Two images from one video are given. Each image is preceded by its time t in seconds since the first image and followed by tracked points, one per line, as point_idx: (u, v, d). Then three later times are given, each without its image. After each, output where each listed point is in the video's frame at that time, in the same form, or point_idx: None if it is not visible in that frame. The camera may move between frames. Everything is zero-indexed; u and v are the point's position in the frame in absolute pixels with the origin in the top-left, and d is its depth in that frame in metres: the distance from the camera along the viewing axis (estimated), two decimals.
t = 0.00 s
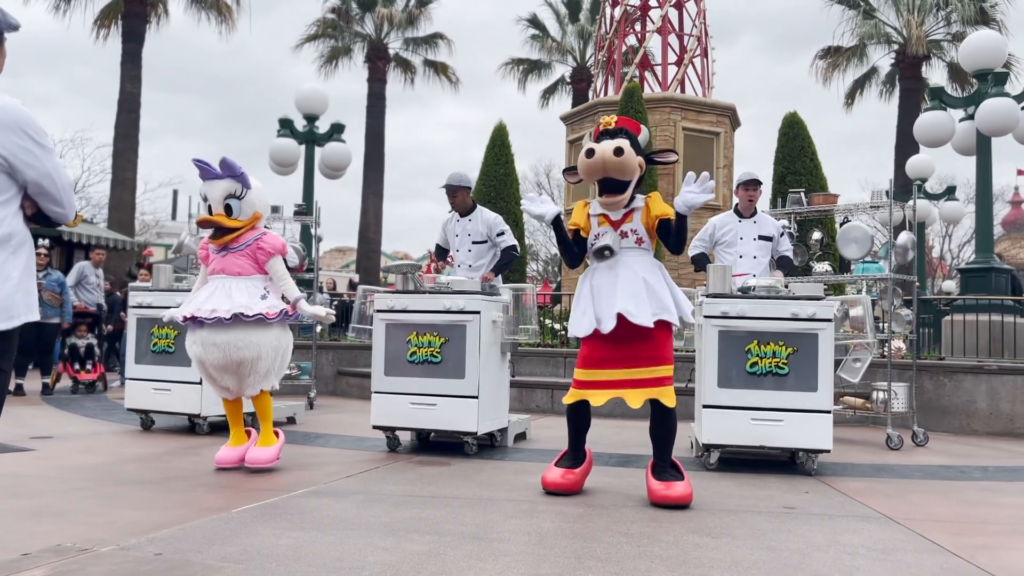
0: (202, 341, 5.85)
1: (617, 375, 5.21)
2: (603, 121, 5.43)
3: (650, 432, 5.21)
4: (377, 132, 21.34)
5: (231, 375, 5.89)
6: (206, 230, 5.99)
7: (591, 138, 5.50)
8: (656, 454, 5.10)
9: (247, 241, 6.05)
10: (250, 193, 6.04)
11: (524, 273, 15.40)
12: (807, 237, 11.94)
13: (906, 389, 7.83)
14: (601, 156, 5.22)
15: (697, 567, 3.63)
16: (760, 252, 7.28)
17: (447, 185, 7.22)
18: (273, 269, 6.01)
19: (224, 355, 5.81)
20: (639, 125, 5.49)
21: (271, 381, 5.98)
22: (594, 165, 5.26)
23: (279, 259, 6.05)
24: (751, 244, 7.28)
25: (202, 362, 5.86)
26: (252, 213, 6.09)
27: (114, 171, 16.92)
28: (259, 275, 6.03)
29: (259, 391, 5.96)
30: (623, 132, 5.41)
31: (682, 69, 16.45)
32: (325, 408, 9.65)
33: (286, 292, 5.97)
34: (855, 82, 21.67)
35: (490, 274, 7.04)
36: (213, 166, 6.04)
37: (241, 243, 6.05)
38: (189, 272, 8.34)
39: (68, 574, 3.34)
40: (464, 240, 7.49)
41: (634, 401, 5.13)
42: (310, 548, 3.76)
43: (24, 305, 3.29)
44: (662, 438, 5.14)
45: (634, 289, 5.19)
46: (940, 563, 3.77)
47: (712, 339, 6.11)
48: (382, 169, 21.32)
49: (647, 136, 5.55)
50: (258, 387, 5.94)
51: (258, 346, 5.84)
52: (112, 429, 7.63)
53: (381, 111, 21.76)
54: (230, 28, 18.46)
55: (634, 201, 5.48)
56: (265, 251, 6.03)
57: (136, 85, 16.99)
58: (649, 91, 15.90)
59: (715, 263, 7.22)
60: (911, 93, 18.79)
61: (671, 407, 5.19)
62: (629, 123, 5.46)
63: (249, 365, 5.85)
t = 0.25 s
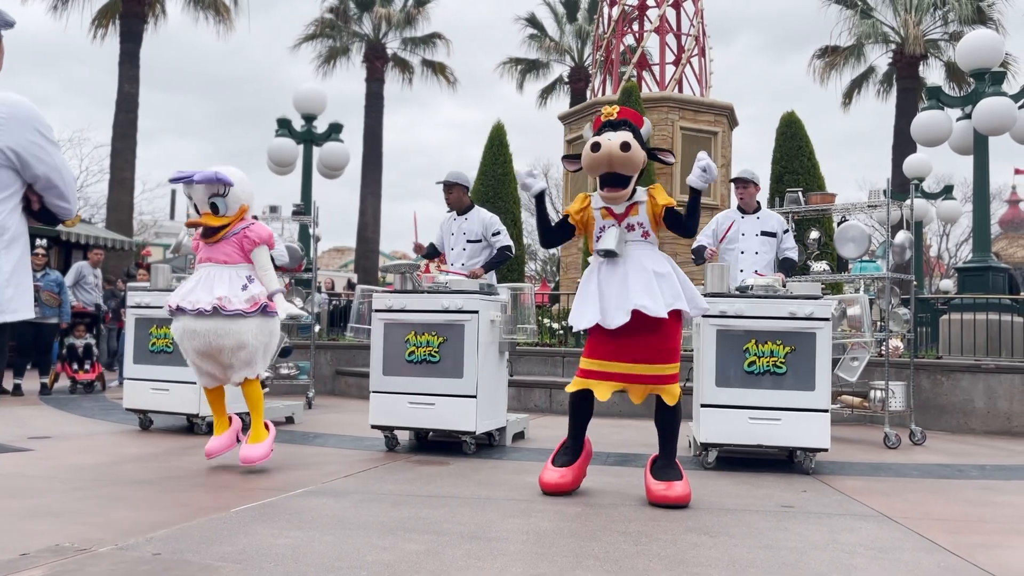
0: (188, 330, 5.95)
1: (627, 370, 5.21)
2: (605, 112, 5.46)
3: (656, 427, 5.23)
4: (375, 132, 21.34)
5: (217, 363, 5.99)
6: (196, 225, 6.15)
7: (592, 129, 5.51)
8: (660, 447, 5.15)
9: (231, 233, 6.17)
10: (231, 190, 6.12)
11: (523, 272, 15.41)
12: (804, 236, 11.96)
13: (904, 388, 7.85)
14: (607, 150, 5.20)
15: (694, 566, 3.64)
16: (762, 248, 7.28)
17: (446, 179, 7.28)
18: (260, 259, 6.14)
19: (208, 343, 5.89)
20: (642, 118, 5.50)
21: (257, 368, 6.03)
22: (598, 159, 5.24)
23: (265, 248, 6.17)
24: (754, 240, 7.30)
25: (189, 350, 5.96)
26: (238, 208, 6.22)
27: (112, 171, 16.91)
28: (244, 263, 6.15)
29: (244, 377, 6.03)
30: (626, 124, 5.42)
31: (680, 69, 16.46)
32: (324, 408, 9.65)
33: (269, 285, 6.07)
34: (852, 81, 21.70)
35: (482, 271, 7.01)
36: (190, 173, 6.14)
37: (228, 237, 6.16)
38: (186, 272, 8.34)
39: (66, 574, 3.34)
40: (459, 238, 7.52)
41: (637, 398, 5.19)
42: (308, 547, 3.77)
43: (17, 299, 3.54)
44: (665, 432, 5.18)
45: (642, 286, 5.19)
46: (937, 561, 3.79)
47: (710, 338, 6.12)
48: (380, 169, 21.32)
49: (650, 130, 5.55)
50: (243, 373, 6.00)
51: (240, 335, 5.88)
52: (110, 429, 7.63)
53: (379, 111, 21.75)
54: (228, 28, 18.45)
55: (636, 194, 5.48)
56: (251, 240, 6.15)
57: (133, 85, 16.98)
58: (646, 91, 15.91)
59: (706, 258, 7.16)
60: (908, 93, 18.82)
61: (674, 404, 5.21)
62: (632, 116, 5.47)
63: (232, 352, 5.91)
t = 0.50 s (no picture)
0: (168, 347, 5.98)
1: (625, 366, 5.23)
2: (587, 125, 5.39)
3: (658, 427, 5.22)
4: (375, 132, 21.35)
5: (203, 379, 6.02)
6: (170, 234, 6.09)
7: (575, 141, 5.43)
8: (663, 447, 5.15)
9: (208, 258, 6.13)
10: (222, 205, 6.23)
11: (522, 272, 15.41)
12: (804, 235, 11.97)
13: (903, 387, 7.85)
14: (595, 159, 5.11)
15: (694, 565, 3.64)
16: (760, 248, 7.29)
17: (438, 183, 7.25)
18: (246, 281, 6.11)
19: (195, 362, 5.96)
20: (626, 130, 5.45)
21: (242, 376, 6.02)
22: (587, 169, 5.14)
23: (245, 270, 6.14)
24: (752, 241, 7.31)
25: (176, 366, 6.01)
26: (218, 226, 6.19)
27: (112, 171, 16.91)
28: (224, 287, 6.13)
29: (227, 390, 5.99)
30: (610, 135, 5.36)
31: (679, 68, 16.46)
32: (323, 408, 9.65)
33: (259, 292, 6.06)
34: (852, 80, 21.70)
35: (479, 271, 7.00)
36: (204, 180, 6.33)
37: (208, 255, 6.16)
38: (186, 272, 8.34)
39: (66, 574, 3.34)
40: (455, 238, 7.52)
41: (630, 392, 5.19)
42: (308, 547, 3.77)
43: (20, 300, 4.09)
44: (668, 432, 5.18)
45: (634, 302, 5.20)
46: (936, 560, 3.79)
47: (709, 337, 6.12)
48: (380, 169, 21.32)
49: (632, 140, 5.51)
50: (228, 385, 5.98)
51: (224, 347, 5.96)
52: (110, 429, 7.63)
53: (379, 110, 21.76)
54: (227, 28, 18.45)
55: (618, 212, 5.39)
56: (228, 265, 6.12)
57: (133, 85, 16.98)
58: (645, 90, 15.91)
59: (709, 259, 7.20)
60: (907, 92, 18.83)
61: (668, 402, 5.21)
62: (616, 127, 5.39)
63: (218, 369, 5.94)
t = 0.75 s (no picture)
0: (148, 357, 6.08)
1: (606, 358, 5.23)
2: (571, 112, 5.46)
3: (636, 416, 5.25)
4: (375, 131, 21.34)
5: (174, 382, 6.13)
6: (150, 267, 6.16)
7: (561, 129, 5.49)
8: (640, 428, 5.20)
9: (185, 279, 6.24)
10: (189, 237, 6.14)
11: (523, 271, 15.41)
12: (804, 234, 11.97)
13: (904, 386, 7.85)
14: (548, 137, 5.06)
15: (694, 564, 3.64)
16: (760, 245, 7.29)
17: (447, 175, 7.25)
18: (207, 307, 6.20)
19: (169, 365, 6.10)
20: (606, 111, 5.45)
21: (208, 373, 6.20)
22: (543, 148, 5.10)
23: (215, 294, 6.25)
24: (752, 237, 7.30)
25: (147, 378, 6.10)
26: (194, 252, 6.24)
27: (112, 171, 16.91)
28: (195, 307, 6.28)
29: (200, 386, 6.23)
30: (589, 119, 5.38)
31: (679, 67, 16.45)
32: (324, 407, 9.66)
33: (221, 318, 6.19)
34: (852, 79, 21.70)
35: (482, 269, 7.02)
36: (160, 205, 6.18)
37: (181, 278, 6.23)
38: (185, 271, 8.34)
39: (66, 574, 3.34)
40: (458, 236, 7.53)
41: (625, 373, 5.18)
42: (309, 547, 3.77)
43: None
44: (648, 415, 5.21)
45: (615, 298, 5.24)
46: (937, 559, 3.79)
47: (709, 336, 6.12)
48: (380, 168, 21.32)
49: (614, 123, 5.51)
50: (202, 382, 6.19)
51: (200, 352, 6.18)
52: (111, 429, 7.63)
53: (379, 110, 21.75)
54: (226, 28, 18.44)
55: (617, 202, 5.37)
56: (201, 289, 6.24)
57: (133, 85, 16.97)
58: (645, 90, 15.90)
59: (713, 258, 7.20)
60: (907, 91, 18.83)
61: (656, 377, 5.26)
62: (597, 111, 5.43)
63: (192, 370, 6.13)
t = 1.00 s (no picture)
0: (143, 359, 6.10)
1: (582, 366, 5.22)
2: (563, 119, 5.44)
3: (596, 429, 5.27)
4: (375, 131, 21.34)
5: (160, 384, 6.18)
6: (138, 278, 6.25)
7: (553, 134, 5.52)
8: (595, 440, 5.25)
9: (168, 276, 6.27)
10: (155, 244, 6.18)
11: (523, 271, 15.42)
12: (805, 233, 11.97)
13: (904, 385, 7.85)
14: (548, 161, 5.08)
15: (695, 563, 3.64)
16: (759, 249, 7.30)
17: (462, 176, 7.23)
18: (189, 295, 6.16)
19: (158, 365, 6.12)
20: (601, 124, 5.47)
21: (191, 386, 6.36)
22: (541, 171, 5.13)
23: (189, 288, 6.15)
24: (750, 241, 7.30)
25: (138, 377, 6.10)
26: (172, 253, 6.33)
27: (112, 171, 16.91)
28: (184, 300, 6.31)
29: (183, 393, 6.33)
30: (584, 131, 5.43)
31: (680, 66, 16.44)
32: (324, 407, 9.66)
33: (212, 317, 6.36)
34: (852, 78, 21.70)
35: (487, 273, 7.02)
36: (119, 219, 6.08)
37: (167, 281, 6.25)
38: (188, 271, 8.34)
39: (67, 574, 3.34)
40: (464, 237, 7.53)
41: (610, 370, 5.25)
42: (309, 547, 3.77)
43: None
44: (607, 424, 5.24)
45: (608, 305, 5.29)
46: (939, 558, 3.79)
47: (709, 335, 6.11)
48: (380, 168, 21.32)
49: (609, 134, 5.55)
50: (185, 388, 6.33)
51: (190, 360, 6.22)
52: (112, 429, 7.63)
53: (379, 110, 21.75)
54: (227, 28, 18.45)
55: (607, 211, 5.44)
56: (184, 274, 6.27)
57: (133, 85, 16.98)
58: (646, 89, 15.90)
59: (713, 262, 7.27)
60: (907, 90, 18.82)
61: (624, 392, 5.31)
62: (590, 122, 5.48)
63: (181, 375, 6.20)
